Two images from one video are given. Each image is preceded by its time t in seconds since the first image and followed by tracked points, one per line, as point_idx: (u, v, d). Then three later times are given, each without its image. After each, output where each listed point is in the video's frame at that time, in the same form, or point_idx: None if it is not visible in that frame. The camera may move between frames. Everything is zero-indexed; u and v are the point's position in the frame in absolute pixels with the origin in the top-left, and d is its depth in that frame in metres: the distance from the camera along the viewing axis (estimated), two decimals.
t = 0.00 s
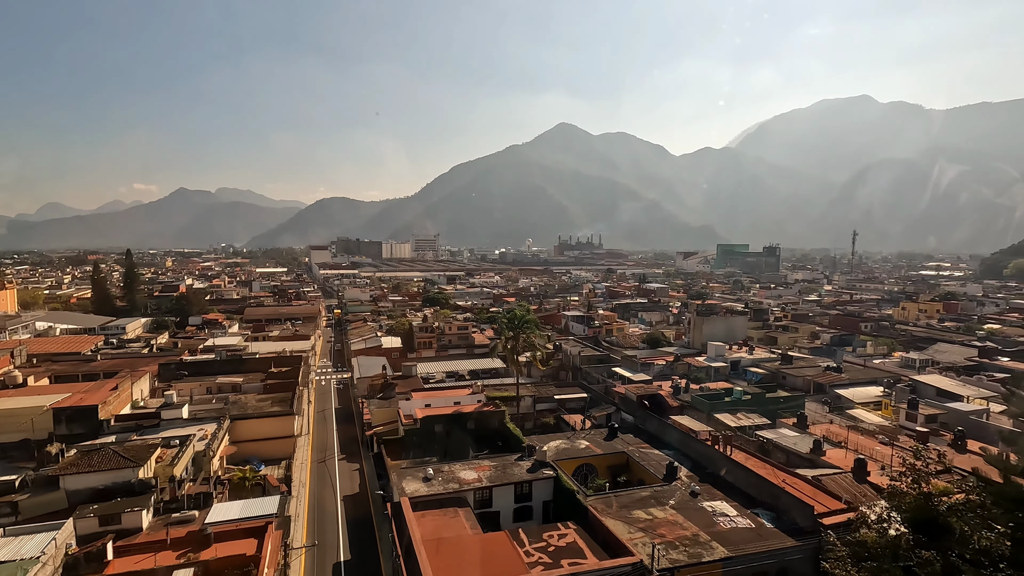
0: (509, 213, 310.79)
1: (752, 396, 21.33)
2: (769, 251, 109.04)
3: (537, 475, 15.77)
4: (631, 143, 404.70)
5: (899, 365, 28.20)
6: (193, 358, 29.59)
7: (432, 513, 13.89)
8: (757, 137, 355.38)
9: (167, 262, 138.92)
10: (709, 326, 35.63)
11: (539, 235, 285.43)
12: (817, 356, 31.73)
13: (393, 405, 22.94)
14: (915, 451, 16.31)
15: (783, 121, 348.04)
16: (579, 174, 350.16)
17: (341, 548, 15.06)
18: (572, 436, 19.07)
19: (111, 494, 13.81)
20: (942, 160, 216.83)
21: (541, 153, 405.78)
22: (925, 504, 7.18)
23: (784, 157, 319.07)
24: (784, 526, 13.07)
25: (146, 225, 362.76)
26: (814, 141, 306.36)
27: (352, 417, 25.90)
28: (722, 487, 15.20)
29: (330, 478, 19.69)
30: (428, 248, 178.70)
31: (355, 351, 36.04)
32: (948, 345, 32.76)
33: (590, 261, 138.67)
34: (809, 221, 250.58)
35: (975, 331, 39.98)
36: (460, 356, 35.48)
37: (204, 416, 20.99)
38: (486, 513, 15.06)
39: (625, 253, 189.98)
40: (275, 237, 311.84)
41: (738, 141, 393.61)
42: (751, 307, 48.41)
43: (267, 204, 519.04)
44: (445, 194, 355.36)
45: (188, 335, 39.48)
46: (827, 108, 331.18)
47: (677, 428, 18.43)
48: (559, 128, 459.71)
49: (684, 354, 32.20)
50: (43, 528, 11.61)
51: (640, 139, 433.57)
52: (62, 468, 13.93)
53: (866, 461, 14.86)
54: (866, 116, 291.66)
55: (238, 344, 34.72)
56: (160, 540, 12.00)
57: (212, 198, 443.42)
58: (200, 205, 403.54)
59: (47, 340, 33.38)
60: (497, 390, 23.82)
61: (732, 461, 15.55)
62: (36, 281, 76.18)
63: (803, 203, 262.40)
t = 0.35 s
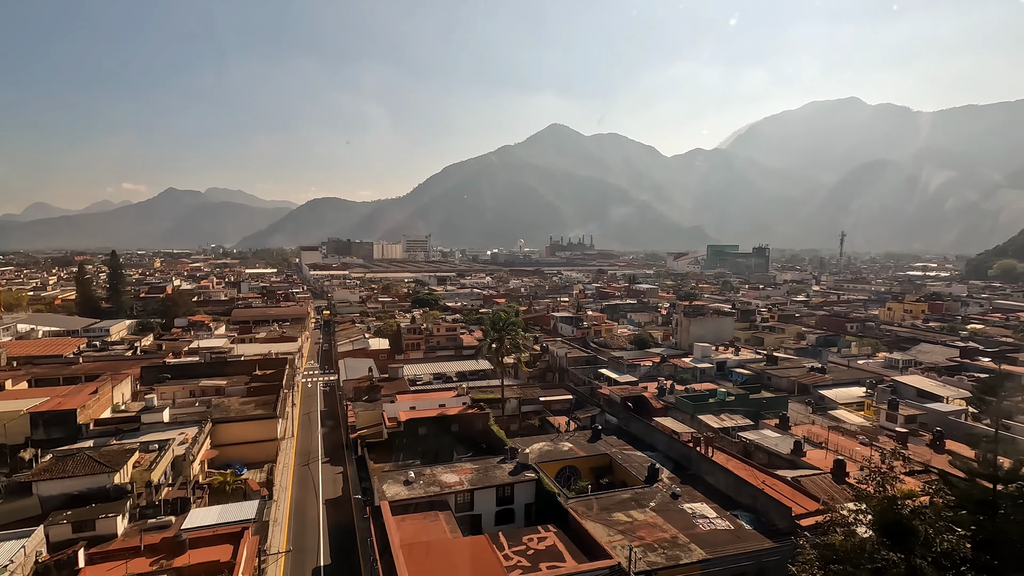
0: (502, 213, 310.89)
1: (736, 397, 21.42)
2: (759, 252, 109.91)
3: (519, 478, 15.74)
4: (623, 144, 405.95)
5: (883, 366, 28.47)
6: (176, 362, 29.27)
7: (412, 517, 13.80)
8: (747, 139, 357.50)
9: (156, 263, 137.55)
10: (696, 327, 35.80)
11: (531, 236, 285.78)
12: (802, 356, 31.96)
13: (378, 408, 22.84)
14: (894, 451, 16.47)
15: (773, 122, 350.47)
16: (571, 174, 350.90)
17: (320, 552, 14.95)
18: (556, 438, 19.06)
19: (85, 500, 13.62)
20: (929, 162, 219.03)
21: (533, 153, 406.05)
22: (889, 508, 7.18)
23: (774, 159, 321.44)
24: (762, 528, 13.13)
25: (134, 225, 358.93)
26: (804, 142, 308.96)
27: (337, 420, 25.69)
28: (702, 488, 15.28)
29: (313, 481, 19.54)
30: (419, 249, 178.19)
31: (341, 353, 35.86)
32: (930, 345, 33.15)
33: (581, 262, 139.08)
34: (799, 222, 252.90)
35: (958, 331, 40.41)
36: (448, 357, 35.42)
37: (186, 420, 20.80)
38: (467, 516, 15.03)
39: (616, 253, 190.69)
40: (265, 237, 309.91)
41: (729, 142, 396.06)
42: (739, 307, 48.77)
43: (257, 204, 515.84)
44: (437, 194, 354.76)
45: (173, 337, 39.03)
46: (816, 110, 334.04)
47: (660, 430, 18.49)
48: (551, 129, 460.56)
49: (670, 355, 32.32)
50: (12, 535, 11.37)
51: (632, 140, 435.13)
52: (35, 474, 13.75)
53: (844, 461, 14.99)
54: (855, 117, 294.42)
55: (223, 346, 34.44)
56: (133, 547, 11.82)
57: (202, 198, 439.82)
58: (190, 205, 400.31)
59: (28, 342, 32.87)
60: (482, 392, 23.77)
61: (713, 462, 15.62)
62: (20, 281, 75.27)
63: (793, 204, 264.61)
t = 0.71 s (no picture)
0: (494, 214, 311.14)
1: (720, 399, 21.52)
2: (749, 253, 110.70)
3: (501, 481, 15.69)
4: (616, 145, 407.08)
5: (868, 367, 28.68)
6: (160, 364, 28.98)
7: (392, 521, 13.73)
8: (739, 140, 359.71)
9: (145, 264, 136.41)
10: (684, 328, 35.92)
11: (523, 237, 286.32)
12: (789, 358, 32.13)
13: (363, 411, 22.72)
14: (874, 452, 16.60)
15: (764, 124, 352.89)
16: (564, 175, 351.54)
17: (301, 557, 14.85)
18: (540, 440, 19.05)
19: (60, 506, 13.43)
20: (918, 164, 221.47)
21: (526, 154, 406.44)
22: (856, 514, 7.10)
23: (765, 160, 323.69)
24: (741, 529, 13.16)
25: (123, 225, 355.45)
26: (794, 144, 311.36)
27: (323, 423, 25.56)
28: (684, 490, 15.30)
29: (296, 485, 19.42)
30: (411, 250, 177.87)
31: (329, 355, 35.64)
32: (915, 346, 33.45)
33: (573, 263, 139.62)
34: (789, 222, 255.14)
35: (943, 332, 40.80)
36: (436, 359, 35.32)
37: (168, 423, 20.64)
38: (449, 520, 14.97)
39: (609, 254, 191.23)
40: (257, 238, 308.37)
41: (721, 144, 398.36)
42: (728, 308, 48.97)
43: (248, 204, 512.35)
44: (430, 195, 354.24)
45: (159, 339, 38.66)
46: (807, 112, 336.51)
47: (645, 432, 18.49)
48: (544, 130, 461.02)
49: (658, 356, 32.38)
50: None
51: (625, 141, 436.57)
52: (9, 480, 13.56)
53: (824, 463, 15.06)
54: (844, 119, 297.00)
55: (209, 348, 34.11)
56: (107, 554, 11.67)
57: (192, 198, 436.79)
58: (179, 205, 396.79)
59: (10, 345, 32.40)
60: (468, 395, 23.73)
61: (695, 464, 15.66)
62: (5, 283, 74.27)
63: (784, 206, 266.88)
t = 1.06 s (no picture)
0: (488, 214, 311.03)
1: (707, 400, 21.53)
2: (741, 253, 111.22)
3: (485, 484, 15.63)
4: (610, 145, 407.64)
5: (855, 368, 28.87)
6: (145, 367, 28.67)
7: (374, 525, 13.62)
8: (732, 141, 361.70)
9: (135, 265, 135.46)
10: (673, 329, 36.01)
11: (517, 237, 286.72)
12: (777, 358, 32.29)
13: (349, 414, 22.61)
14: (857, 454, 16.70)
15: (756, 125, 355.10)
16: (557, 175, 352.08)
17: (283, 563, 14.71)
18: (525, 443, 19.00)
19: (35, 513, 13.25)
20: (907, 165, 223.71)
21: (519, 155, 406.27)
22: (826, 519, 7.11)
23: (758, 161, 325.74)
24: (723, 533, 13.16)
25: (114, 225, 352.80)
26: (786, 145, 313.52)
27: (309, 425, 25.34)
28: (667, 493, 15.29)
29: (280, 489, 19.27)
30: (404, 250, 177.62)
31: (318, 357, 35.45)
32: (901, 346, 33.71)
33: (566, 264, 139.62)
34: (781, 222, 257.00)
35: (929, 332, 41.20)
36: (425, 361, 35.22)
37: (150, 427, 20.41)
38: (431, 524, 14.90)
39: (602, 254, 191.94)
40: (249, 238, 307.12)
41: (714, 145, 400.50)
42: (718, 309, 49.16)
43: (240, 205, 509.68)
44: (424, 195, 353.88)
45: (145, 341, 38.31)
46: (798, 113, 338.62)
47: (630, 434, 18.45)
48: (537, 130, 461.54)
49: (647, 357, 32.39)
50: None
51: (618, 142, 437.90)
52: None
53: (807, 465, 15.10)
54: (836, 121, 299.30)
55: (196, 351, 33.85)
56: (81, 561, 11.52)
57: (183, 198, 432.94)
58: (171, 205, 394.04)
59: None
60: (454, 397, 23.64)
61: (678, 466, 15.71)
62: None
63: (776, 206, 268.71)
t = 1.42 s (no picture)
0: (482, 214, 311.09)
1: (694, 402, 21.54)
2: (734, 254, 111.57)
3: (468, 487, 15.57)
4: (604, 146, 408.25)
5: (842, 368, 29.02)
6: (131, 369, 28.39)
7: (355, 530, 13.53)
8: (725, 142, 363.43)
9: (126, 265, 134.48)
10: (662, 330, 36.05)
11: (511, 237, 287.30)
12: (766, 360, 32.39)
13: (336, 416, 22.45)
14: (840, 455, 16.76)
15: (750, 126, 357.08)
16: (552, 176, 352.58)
17: (264, 566, 14.64)
18: (512, 445, 18.96)
19: (10, 518, 13.08)
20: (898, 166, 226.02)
21: (514, 155, 406.21)
22: (796, 526, 7.02)
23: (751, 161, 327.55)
24: (705, 535, 13.20)
25: (105, 224, 350.55)
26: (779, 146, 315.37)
27: (297, 428, 25.16)
28: (651, 495, 15.30)
29: (265, 491, 19.15)
30: (398, 251, 177.58)
31: (307, 358, 35.27)
32: (889, 346, 33.93)
33: (560, 264, 139.66)
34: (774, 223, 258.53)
35: (917, 333, 41.49)
36: (415, 362, 35.15)
37: (133, 431, 20.23)
38: (415, 527, 14.82)
39: (596, 254, 192.52)
40: (243, 238, 306.03)
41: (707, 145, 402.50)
42: (709, 310, 49.34)
43: (234, 205, 507.31)
44: (418, 195, 353.66)
45: (132, 343, 37.97)
46: (791, 114, 340.37)
47: (616, 437, 18.43)
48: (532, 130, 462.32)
49: (637, 358, 32.42)
50: None
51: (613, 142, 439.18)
52: None
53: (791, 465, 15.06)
54: (828, 122, 301.12)
55: (183, 353, 33.55)
56: (54, 568, 11.39)
57: (176, 198, 430.21)
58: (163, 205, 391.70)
59: None
60: (442, 399, 23.54)
61: (663, 469, 15.68)
62: None
63: (769, 207, 270.33)
